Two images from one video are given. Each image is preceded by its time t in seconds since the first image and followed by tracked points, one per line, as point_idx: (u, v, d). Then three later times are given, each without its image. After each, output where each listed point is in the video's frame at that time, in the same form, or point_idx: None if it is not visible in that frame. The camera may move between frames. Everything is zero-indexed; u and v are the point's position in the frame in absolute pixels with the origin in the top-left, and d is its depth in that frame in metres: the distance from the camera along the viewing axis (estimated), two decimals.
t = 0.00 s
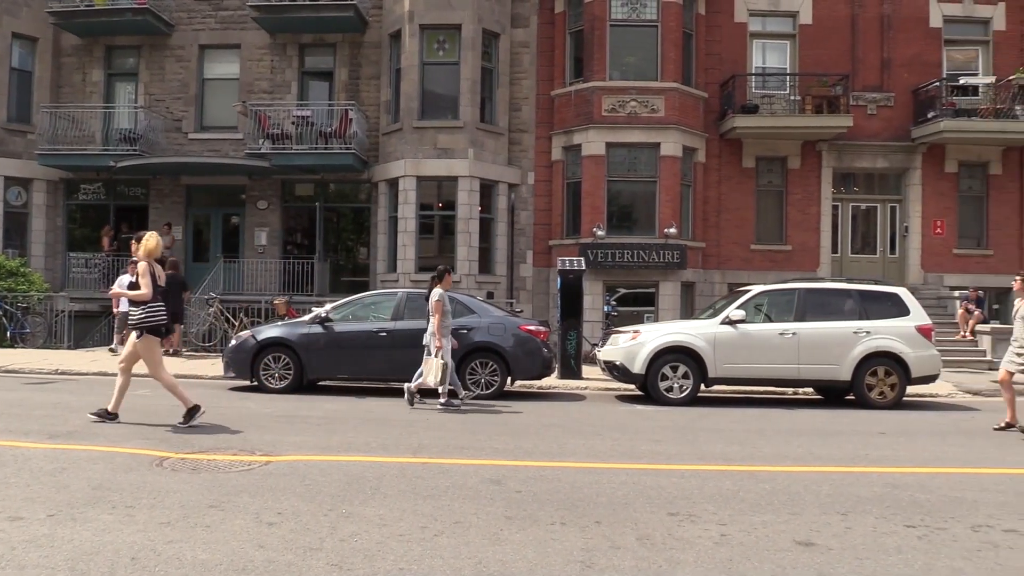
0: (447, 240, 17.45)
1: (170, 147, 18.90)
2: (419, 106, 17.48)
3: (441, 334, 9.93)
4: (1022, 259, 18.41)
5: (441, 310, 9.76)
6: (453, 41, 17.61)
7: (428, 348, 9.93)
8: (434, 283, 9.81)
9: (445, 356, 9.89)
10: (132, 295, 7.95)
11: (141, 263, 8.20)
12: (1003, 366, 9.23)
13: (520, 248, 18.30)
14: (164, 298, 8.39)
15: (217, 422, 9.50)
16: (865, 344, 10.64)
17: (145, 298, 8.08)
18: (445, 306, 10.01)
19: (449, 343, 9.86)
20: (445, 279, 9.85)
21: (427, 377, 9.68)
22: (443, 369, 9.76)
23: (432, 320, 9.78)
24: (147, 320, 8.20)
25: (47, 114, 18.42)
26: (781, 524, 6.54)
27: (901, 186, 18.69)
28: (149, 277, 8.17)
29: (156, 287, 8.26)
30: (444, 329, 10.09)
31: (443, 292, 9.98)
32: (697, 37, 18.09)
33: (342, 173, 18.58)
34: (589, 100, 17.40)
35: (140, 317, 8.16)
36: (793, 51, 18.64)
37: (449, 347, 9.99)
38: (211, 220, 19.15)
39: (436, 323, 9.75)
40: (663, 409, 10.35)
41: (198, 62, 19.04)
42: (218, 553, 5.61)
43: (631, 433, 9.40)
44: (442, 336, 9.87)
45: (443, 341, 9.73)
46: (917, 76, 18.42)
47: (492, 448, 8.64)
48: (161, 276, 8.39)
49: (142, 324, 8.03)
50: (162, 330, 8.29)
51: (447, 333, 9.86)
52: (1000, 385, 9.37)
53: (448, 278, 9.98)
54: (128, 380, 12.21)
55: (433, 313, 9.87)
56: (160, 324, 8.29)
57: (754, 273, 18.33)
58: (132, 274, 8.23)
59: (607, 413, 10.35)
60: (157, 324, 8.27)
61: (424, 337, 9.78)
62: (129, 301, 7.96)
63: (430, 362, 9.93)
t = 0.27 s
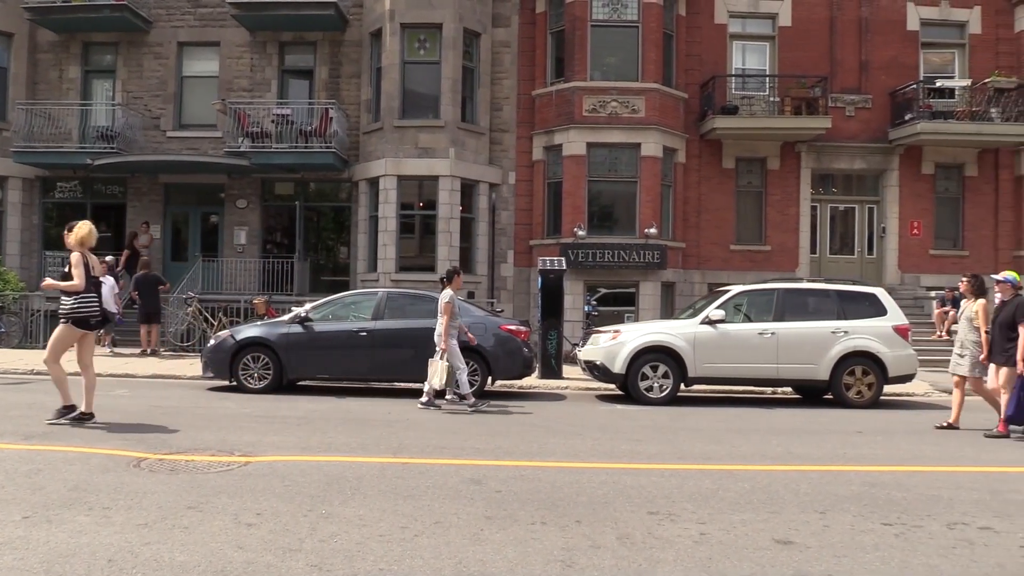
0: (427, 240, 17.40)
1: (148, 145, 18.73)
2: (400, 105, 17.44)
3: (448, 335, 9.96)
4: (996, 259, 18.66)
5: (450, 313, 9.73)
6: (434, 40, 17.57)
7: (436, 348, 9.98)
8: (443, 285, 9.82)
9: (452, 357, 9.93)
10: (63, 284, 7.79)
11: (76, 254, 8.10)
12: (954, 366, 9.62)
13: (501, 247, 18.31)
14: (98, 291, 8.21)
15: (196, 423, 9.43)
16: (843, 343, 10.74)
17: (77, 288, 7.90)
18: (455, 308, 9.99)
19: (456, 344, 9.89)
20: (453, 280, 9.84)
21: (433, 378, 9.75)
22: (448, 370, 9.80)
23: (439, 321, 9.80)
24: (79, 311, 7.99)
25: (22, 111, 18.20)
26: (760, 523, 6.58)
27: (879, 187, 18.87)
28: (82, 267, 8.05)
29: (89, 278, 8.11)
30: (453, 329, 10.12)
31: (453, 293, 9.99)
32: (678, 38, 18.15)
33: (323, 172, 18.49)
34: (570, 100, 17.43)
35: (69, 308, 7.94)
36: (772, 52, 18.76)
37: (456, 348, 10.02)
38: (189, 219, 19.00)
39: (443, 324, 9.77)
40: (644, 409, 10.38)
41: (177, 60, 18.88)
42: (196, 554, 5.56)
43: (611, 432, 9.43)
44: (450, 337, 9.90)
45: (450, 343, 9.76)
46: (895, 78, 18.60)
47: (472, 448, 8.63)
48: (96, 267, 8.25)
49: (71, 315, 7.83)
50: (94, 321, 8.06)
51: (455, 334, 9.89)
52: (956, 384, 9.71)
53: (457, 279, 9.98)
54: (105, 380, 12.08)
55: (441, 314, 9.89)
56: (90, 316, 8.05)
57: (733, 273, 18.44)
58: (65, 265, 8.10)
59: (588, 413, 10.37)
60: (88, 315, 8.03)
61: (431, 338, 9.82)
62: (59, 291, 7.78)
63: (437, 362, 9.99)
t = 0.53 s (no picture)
0: (406, 239, 17.35)
1: (124, 143, 18.55)
2: (379, 104, 17.39)
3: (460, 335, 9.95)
4: (969, 260, 18.92)
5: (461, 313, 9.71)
6: (413, 39, 17.52)
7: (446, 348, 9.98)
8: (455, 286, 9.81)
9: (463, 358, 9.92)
10: None
11: None
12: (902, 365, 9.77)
13: (480, 247, 18.31)
14: (23, 296, 8.15)
15: (172, 423, 9.35)
16: (819, 343, 10.84)
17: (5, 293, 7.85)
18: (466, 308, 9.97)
19: (467, 344, 9.87)
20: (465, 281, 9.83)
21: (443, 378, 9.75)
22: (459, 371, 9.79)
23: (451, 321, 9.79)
24: (5, 316, 7.87)
25: None
26: (737, 521, 6.62)
27: (855, 188, 19.05)
28: (8, 271, 7.95)
29: (14, 282, 8.02)
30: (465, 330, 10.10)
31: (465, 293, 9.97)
32: (656, 39, 18.20)
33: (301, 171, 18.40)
34: (549, 100, 17.46)
35: None
36: (750, 54, 18.88)
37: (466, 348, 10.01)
38: (166, 218, 18.83)
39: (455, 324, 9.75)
40: (623, 408, 10.42)
41: (154, 57, 18.71)
42: (172, 556, 5.51)
43: (589, 432, 9.45)
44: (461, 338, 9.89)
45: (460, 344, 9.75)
46: (871, 80, 18.78)
47: (451, 448, 8.62)
48: (19, 271, 8.15)
49: None
50: (22, 326, 7.99)
51: (466, 334, 9.87)
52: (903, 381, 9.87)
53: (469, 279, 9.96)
54: (79, 380, 11.94)
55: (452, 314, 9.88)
56: (16, 320, 7.94)
57: (711, 273, 18.55)
58: None
59: (566, 412, 10.39)
60: (13, 319, 7.92)
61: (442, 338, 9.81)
62: None
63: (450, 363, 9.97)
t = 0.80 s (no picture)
0: (384, 239, 17.28)
1: (98, 141, 18.34)
2: (357, 103, 17.32)
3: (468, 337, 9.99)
4: (942, 261, 19.18)
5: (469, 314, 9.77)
6: (391, 38, 17.46)
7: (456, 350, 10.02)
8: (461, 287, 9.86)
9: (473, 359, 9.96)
10: None
11: None
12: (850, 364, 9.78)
13: (459, 247, 18.29)
14: None
15: (147, 424, 9.25)
16: (794, 343, 10.93)
17: None
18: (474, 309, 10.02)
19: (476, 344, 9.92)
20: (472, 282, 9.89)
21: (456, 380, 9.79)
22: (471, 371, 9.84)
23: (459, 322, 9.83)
24: None
25: None
26: (714, 520, 6.66)
27: (831, 189, 19.22)
28: None
29: None
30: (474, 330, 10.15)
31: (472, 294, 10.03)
32: (635, 40, 18.26)
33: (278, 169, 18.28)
34: (528, 100, 17.47)
35: None
36: (728, 55, 19.00)
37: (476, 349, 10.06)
38: (140, 216, 18.64)
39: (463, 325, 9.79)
40: (600, 408, 10.44)
41: (129, 54, 18.52)
42: (147, 558, 5.46)
43: (567, 431, 9.47)
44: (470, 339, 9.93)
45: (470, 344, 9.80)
46: (847, 83, 18.96)
47: (428, 448, 8.60)
48: None
49: None
50: None
51: (475, 336, 9.92)
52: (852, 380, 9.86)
53: (475, 280, 10.01)
54: (52, 380, 11.79)
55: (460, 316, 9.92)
56: None
57: (689, 273, 18.64)
58: None
59: (544, 412, 10.40)
60: None
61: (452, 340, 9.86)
62: None
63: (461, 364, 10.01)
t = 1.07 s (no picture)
0: (364, 238, 17.22)
1: (74, 138, 18.15)
2: (337, 102, 17.26)
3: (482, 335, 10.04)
4: (918, 262, 19.39)
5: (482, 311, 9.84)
6: (372, 37, 17.39)
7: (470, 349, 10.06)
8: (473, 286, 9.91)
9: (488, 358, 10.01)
10: None
11: None
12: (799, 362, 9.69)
13: (439, 246, 18.27)
14: None
15: (124, 424, 9.17)
16: (773, 343, 11.00)
17: None
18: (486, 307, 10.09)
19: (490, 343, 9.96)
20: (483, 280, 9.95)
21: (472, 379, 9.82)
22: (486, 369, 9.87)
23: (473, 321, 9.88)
24: None
25: None
26: (693, 519, 6.68)
27: (809, 190, 19.37)
28: None
29: None
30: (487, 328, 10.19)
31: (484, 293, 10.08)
32: (615, 40, 18.31)
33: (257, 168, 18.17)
34: (508, 100, 17.47)
35: None
36: (707, 57, 19.11)
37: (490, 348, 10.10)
38: (117, 214, 18.47)
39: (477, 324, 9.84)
40: (580, 408, 10.46)
41: (106, 50, 18.34)
42: (123, 560, 5.41)
43: (546, 431, 9.47)
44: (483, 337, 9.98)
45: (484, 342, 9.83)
46: (825, 84, 19.13)
47: (408, 448, 8.58)
48: None
49: None
50: None
51: (489, 334, 9.97)
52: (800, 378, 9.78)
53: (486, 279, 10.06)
54: (27, 381, 11.64)
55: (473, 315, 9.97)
56: None
57: (668, 273, 18.72)
58: None
59: (524, 412, 10.41)
60: None
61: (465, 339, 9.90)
62: None
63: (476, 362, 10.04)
